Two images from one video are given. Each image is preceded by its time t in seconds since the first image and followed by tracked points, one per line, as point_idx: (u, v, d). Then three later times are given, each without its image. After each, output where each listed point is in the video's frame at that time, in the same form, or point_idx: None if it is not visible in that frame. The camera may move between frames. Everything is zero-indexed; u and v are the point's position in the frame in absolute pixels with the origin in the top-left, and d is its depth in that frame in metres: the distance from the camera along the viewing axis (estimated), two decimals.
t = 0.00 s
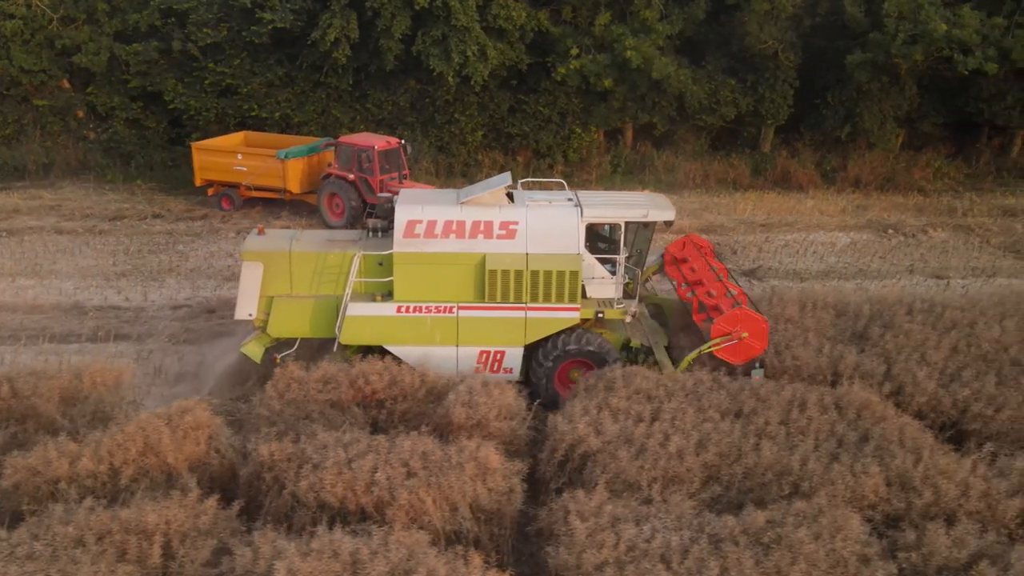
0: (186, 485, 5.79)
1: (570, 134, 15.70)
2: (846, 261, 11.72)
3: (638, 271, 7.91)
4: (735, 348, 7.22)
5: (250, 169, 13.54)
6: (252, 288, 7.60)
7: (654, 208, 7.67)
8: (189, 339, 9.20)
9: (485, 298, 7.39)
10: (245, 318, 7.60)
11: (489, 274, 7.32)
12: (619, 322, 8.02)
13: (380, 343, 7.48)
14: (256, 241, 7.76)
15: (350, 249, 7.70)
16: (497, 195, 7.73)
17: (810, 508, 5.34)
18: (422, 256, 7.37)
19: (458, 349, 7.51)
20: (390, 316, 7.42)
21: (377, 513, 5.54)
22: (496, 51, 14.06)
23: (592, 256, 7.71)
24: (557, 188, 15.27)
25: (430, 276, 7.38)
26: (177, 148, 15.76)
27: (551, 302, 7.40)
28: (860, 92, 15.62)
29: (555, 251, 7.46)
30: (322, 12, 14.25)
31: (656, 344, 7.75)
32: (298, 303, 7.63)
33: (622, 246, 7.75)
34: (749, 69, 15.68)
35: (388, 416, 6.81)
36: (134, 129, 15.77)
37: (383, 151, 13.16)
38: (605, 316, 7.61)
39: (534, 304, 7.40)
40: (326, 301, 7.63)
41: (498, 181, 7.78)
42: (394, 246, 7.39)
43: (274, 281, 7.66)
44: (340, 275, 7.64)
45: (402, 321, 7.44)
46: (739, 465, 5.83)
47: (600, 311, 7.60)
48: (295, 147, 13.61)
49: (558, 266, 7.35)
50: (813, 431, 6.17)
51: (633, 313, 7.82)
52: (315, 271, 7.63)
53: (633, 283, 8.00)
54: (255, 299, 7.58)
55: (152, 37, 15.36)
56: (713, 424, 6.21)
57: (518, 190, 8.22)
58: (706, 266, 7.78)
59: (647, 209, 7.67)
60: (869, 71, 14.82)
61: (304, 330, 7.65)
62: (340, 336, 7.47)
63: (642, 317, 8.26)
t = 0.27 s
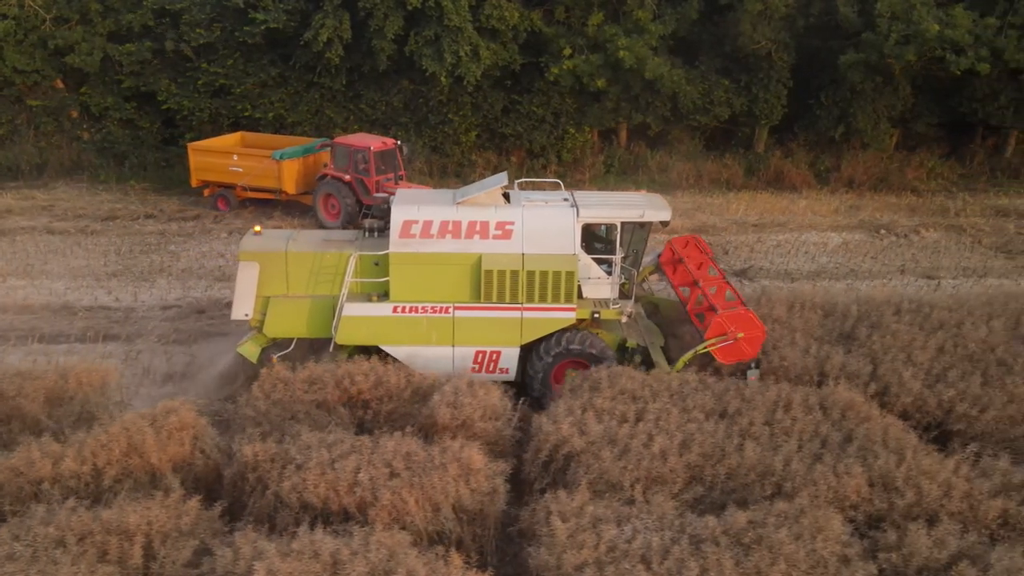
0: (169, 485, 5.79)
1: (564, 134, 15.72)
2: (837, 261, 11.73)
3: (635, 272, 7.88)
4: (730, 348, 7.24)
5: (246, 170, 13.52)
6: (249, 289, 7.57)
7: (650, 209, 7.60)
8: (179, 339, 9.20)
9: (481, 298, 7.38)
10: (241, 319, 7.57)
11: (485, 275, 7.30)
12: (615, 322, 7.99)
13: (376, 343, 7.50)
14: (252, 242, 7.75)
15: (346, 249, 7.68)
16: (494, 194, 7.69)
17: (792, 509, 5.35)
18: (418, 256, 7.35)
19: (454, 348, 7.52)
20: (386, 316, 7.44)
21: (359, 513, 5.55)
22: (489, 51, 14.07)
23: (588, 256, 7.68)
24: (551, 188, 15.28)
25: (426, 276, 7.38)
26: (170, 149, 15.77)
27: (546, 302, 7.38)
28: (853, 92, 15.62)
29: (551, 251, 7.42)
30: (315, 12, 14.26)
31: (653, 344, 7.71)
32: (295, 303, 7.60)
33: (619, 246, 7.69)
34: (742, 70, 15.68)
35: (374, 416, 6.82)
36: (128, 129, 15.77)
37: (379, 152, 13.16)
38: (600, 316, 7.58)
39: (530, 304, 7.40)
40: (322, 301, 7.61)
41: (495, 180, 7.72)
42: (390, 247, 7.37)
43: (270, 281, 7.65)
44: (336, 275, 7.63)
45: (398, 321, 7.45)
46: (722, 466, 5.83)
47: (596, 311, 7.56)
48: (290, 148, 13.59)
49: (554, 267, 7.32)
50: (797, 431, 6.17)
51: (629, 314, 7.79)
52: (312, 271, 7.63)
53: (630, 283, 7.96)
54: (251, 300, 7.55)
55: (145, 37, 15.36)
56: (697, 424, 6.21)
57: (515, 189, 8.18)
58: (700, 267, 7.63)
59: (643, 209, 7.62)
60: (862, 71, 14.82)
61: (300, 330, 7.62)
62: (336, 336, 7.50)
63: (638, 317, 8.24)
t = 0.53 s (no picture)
0: (155, 485, 5.79)
1: (559, 134, 15.72)
2: (830, 261, 11.73)
3: (631, 272, 7.98)
4: (726, 348, 7.23)
5: (242, 171, 13.51)
6: (245, 290, 7.59)
7: (647, 209, 7.69)
8: (170, 339, 9.19)
9: (478, 298, 7.38)
10: (239, 319, 7.60)
11: (482, 275, 7.31)
12: (612, 323, 8.00)
13: (373, 343, 7.50)
14: (248, 242, 7.75)
15: (343, 249, 7.67)
16: (491, 195, 7.70)
17: (776, 509, 5.35)
18: (415, 256, 7.36)
19: (451, 348, 7.51)
20: (383, 317, 7.44)
21: (344, 513, 5.55)
22: (483, 51, 14.06)
23: (584, 257, 7.71)
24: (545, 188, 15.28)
25: (424, 277, 7.38)
26: (165, 149, 15.77)
27: (543, 302, 7.38)
28: (848, 92, 15.62)
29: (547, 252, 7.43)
30: (309, 12, 14.25)
31: (649, 344, 7.72)
32: (291, 304, 7.62)
33: (615, 247, 7.74)
34: (737, 70, 15.69)
35: (362, 416, 6.81)
36: (123, 129, 15.77)
37: (376, 152, 13.14)
38: (597, 316, 7.57)
39: (527, 305, 7.40)
40: (319, 302, 7.63)
41: (492, 181, 7.74)
42: (387, 248, 7.38)
43: (267, 282, 7.65)
44: (332, 275, 7.62)
45: (395, 322, 7.44)
46: (708, 466, 5.83)
47: (593, 311, 7.56)
48: (287, 149, 13.59)
49: (551, 267, 7.33)
50: (784, 431, 6.17)
51: (625, 314, 7.78)
52: (308, 271, 7.62)
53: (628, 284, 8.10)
54: (248, 300, 7.57)
55: (140, 38, 15.37)
56: (683, 424, 6.21)
57: (513, 190, 8.20)
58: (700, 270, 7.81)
59: (640, 209, 7.70)
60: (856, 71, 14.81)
61: (297, 330, 7.65)
62: (332, 336, 7.50)
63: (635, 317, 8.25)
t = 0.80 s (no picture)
0: (139, 485, 5.80)
1: (552, 134, 15.73)
2: (822, 261, 11.74)
3: (628, 273, 7.90)
4: (721, 349, 7.22)
5: (238, 172, 13.51)
6: (242, 290, 7.61)
7: (644, 210, 7.63)
8: (159, 339, 9.19)
9: (474, 299, 7.37)
10: (235, 319, 7.63)
11: (478, 275, 7.30)
12: (608, 323, 7.99)
13: (369, 344, 7.48)
14: (245, 241, 7.74)
15: (339, 249, 7.67)
16: (488, 195, 7.68)
17: (758, 509, 5.35)
18: (411, 257, 7.35)
19: (448, 349, 7.51)
20: (379, 317, 7.43)
21: (327, 513, 5.55)
22: (476, 52, 14.07)
23: (581, 257, 7.65)
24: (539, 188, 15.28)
25: (420, 277, 7.37)
26: (158, 149, 15.77)
27: (539, 302, 7.37)
28: (842, 92, 15.62)
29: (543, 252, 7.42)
30: (303, 12, 14.26)
31: (646, 344, 7.71)
32: (288, 304, 7.62)
33: (612, 247, 7.68)
34: (731, 70, 15.70)
35: (348, 416, 6.82)
36: (116, 130, 15.77)
37: (372, 153, 13.14)
38: (594, 316, 7.57)
39: (523, 305, 7.39)
40: (315, 302, 7.64)
41: (488, 181, 7.72)
42: (383, 248, 7.37)
43: (263, 281, 7.65)
44: (329, 276, 7.62)
45: (391, 322, 7.44)
46: (691, 466, 5.83)
47: (589, 311, 7.55)
48: (283, 149, 13.57)
49: (546, 268, 7.33)
50: (768, 431, 6.17)
51: (622, 314, 7.76)
52: (304, 271, 7.62)
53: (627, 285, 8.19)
54: (245, 300, 7.59)
55: (133, 37, 15.37)
56: (668, 424, 6.21)
57: (509, 190, 8.19)
58: (697, 266, 7.61)
59: (637, 210, 7.64)
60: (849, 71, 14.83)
61: (294, 330, 7.66)
62: (329, 336, 7.49)
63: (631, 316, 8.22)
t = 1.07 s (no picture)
0: (122, 485, 5.80)
1: (546, 134, 15.73)
2: (814, 261, 11.74)
3: (624, 273, 7.86)
4: (718, 349, 7.26)
5: (234, 172, 13.44)
6: (239, 290, 7.58)
7: (640, 210, 7.62)
8: (148, 339, 9.19)
9: (470, 299, 7.37)
10: (232, 319, 7.59)
11: (474, 276, 7.30)
12: (605, 324, 7.98)
13: (365, 344, 7.47)
14: (242, 242, 7.75)
15: (336, 249, 7.69)
16: (484, 196, 7.68)
17: (741, 509, 5.35)
18: (407, 257, 7.35)
19: (444, 349, 7.50)
20: (375, 318, 7.42)
21: (311, 513, 5.56)
22: (469, 52, 14.08)
23: (577, 257, 7.68)
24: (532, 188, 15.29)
25: (417, 277, 7.37)
26: (152, 149, 15.78)
27: (535, 302, 7.37)
28: (835, 92, 15.62)
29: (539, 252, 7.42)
30: (296, 12, 14.26)
31: (642, 345, 7.71)
32: (284, 305, 7.62)
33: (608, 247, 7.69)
34: (725, 70, 15.70)
35: (334, 416, 6.82)
36: (110, 130, 15.77)
37: (368, 154, 13.05)
38: (590, 317, 7.56)
39: (519, 305, 7.38)
40: (312, 302, 7.64)
41: (484, 182, 7.73)
42: (379, 248, 7.37)
43: (260, 282, 7.65)
44: (326, 276, 7.64)
45: (387, 322, 7.43)
46: (675, 466, 5.83)
47: (585, 311, 7.55)
48: (279, 150, 13.52)
49: (542, 268, 7.33)
50: (753, 432, 6.18)
51: (618, 315, 7.77)
52: (301, 272, 7.64)
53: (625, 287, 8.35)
54: (241, 300, 7.56)
55: (127, 37, 15.37)
56: (653, 424, 6.22)
57: (505, 191, 8.18)
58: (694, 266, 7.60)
59: (633, 210, 7.63)
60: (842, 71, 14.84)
61: (291, 330, 7.65)
62: (325, 336, 7.46)
63: (629, 317, 8.26)
